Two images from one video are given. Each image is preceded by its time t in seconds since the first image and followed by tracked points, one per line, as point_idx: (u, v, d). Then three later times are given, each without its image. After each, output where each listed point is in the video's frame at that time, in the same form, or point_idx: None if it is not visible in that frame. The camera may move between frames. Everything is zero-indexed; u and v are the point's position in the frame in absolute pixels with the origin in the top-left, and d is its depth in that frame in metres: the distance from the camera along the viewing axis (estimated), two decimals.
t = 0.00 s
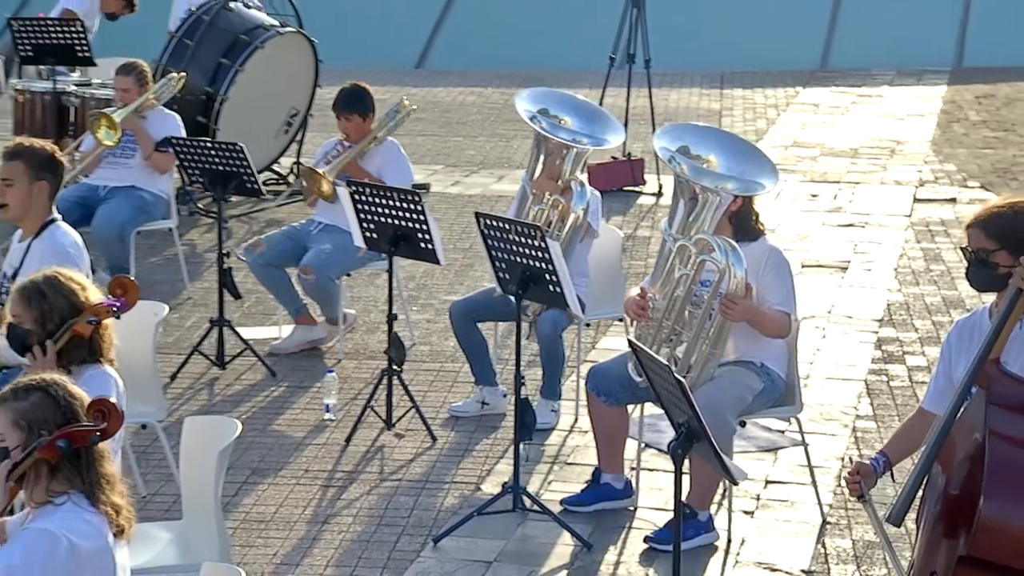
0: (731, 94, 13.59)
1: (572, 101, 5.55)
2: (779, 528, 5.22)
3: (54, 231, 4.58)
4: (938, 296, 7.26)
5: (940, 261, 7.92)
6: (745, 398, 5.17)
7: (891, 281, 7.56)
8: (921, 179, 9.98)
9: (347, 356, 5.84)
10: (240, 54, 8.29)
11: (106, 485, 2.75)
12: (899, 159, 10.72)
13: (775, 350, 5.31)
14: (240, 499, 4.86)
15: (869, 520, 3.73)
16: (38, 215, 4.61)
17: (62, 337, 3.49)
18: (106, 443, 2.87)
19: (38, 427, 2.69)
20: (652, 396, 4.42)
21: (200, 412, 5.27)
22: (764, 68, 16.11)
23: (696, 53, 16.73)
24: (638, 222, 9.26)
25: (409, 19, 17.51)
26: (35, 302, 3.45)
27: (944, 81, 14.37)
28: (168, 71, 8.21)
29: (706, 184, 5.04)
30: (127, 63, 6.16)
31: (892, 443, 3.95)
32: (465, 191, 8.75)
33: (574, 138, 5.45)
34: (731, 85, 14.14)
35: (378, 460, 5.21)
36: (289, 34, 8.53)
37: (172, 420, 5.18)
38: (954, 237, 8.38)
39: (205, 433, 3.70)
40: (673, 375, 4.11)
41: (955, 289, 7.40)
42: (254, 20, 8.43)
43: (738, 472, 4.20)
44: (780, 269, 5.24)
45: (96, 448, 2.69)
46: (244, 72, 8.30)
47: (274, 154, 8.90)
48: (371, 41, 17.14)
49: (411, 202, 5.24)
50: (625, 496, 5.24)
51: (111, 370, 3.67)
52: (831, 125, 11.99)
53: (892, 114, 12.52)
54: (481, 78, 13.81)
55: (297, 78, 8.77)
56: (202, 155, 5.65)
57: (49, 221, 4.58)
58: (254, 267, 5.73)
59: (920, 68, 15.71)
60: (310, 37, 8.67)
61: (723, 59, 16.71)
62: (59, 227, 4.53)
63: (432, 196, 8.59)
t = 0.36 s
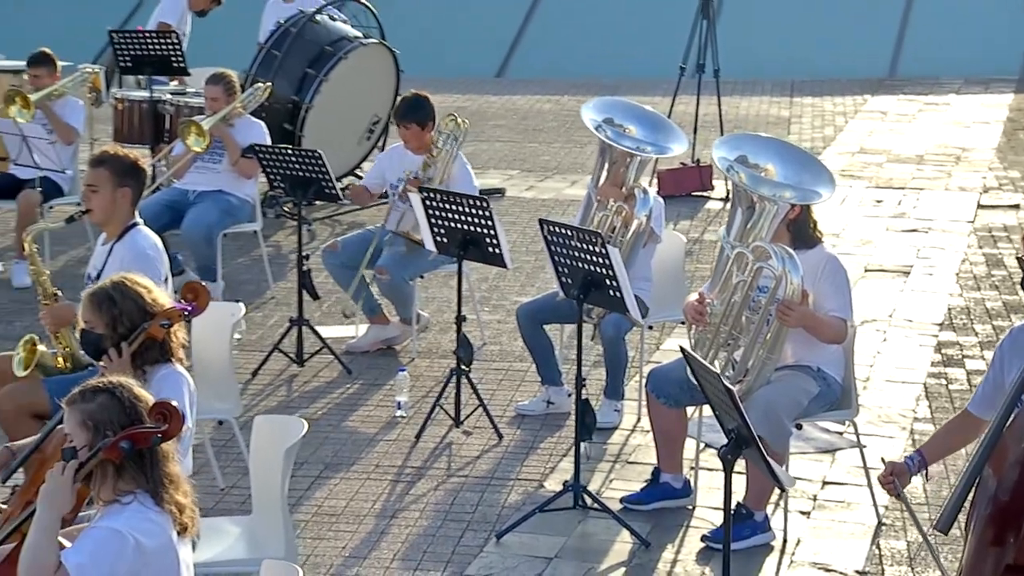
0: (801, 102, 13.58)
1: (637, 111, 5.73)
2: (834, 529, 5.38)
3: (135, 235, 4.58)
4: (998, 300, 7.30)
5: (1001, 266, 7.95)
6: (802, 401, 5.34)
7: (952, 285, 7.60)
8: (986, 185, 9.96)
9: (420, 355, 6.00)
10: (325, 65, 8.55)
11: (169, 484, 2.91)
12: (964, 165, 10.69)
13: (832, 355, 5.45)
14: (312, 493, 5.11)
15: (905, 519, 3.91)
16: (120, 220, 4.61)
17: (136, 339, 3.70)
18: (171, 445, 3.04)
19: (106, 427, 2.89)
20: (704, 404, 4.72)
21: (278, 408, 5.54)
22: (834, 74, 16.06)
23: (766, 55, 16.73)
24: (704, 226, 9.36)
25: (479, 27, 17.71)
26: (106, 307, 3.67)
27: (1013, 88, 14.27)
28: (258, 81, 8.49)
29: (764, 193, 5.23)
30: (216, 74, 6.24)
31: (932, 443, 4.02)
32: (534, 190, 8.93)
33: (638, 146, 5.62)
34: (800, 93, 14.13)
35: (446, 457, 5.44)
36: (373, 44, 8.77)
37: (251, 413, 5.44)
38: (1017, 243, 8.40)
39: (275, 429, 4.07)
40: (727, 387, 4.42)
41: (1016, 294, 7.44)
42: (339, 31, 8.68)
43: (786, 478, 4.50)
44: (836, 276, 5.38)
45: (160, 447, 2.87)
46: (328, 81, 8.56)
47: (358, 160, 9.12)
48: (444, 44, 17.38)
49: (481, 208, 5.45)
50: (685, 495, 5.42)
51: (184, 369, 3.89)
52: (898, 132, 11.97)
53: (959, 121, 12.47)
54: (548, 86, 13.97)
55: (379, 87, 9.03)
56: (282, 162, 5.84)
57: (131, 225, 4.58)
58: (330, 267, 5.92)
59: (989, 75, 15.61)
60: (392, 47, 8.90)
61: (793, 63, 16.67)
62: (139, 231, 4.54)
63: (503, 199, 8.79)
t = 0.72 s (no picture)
0: (866, 110, 13.52)
1: (693, 120, 5.88)
2: (884, 530, 5.51)
3: (210, 240, 4.87)
4: None
5: None
6: (853, 406, 5.46)
7: (1009, 291, 7.60)
8: None
9: (485, 354, 6.28)
10: (401, 76, 8.83)
11: (224, 484, 3.10)
12: None
13: (884, 360, 5.57)
14: (378, 488, 5.38)
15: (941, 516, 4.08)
16: (196, 225, 4.88)
17: (201, 341, 4.00)
18: (230, 444, 3.23)
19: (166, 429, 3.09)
20: (753, 408, 4.86)
21: (346, 406, 5.85)
22: (902, 85, 15.95)
23: (835, 67, 16.50)
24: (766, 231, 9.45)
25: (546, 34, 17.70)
26: (174, 310, 3.98)
27: None
28: (337, 90, 8.75)
29: (817, 202, 5.36)
30: (295, 84, 6.49)
31: (972, 442, 4.16)
32: (604, 191, 9.12)
33: (698, 155, 5.77)
34: (866, 101, 14.02)
35: (507, 455, 5.68)
36: (447, 55, 9.03)
37: (322, 408, 5.75)
38: None
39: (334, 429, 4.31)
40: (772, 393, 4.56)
41: None
42: (415, 43, 8.97)
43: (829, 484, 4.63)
44: (888, 284, 5.48)
45: (214, 450, 3.06)
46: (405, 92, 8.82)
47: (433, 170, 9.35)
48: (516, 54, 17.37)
49: (543, 216, 5.65)
50: (738, 495, 5.58)
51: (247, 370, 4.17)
52: (959, 139, 11.87)
53: None
54: (611, 94, 14.05)
55: (455, 97, 9.28)
56: (356, 169, 6.08)
57: (206, 231, 4.87)
58: (401, 270, 6.18)
59: None
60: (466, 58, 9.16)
61: (863, 72, 16.53)
62: (216, 237, 4.83)
63: (571, 203, 9.01)
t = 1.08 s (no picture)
0: (927, 118, 13.65)
1: (752, 129, 6.04)
2: (931, 533, 5.64)
3: (278, 244, 5.13)
4: None
5: None
6: (900, 411, 5.57)
7: None
8: None
9: (546, 354, 6.53)
10: (472, 85, 9.14)
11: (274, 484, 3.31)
12: None
13: (932, 366, 5.68)
14: (437, 484, 5.63)
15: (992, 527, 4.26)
16: (265, 229, 5.15)
17: (263, 344, 4.22)
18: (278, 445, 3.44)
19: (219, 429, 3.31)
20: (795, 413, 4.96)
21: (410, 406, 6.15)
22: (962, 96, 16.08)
23: (894, 79, 16.61)
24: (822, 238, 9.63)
25: (621, 48, 17.59)
26: (238, 314, 4.21)
27: None
28: (410, 99, 9.09)
29: (866, 212, 5.47)
30: (370, 94, 6.77)
31: None
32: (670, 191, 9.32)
33: (753, 163, 5.90)
34: (927, 111, 14.12)
35: (563, 453, 5.91)
36: (516, 66, 9.31)
37: (387, 405, 6.04)
38: None
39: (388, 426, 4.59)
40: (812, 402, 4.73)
41: None
42: (485, 53, 9.26)
43: (867, 488, 4.74)
44: (937, 291, 5.59)
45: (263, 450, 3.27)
46: (475, 100, 9.13)
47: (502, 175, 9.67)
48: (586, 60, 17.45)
49: (600, 223, 5.86)
50: (787, 496, 5.73)
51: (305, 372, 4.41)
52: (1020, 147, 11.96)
53: None
54: (675, 102, 14.14)
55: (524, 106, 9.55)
56: (423, 175, 6.31)
57: (275, 235, 5.13)
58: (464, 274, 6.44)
59: None
60: (536, 71, 9.44)
61: (926, 83, 16.63)
62: (283, 242, 5.07)
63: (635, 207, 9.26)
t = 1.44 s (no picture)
0: (984, 126, 13.80)
1: (802, 139, 6.20)
2: (974, 535, 5.77)
3: (339, 249, 5.36)
4: None
5: None
6: (943, 415, 5.69)
7: None
8: None
9: (601, 354, 6.76)
10: (535, 94, 9.35)
11: (317, 484, 3.49)
12: None
13: (976, 373, 5.81)
14: (491, 480, 5.88)
15: None
16: (326, 234, 5.36)
17: (314, 347, 4.51)
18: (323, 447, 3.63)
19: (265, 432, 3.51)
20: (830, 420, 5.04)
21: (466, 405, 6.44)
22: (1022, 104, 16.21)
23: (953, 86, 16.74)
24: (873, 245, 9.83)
25: (689, 61, 17.37)
26: (291, 319, 4.49)
27: None
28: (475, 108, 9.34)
29: (909, 224, 5.59)
30: (435, 102, 6.98)
31: None
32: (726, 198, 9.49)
33: (801, 172, 6.07)
34: (984, 119, 14.28)
35: (614, 451, 6.14)
36: (578, 76, 9.50)
37: (445, 403, 6.33)
38: None
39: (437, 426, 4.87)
40: (843, 411, 4.86)
41: None
42: (549, 64, 9.49)
43: (899, 496, 4.84)
44: (980, 299, 5.70)
45: (307, 453, 3.46)
46: (538, 109, 9.34)
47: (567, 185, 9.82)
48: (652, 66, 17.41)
49: (651, 229, 6.06)
50: (830, 497, 5.88)
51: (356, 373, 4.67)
52: None
53: None
54: (733, 111, 14.16)
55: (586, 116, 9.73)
56: (484, 181, 6.55)
57: (335, 239, 5.35)
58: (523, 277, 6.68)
59: None
60: (596, 82, 9.64)
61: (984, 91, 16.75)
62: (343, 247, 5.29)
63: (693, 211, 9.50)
